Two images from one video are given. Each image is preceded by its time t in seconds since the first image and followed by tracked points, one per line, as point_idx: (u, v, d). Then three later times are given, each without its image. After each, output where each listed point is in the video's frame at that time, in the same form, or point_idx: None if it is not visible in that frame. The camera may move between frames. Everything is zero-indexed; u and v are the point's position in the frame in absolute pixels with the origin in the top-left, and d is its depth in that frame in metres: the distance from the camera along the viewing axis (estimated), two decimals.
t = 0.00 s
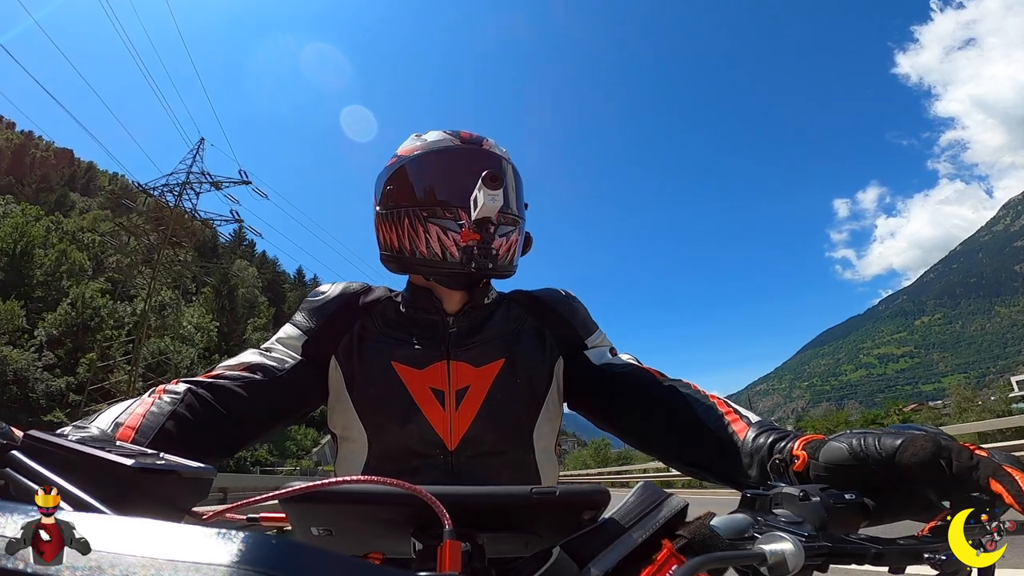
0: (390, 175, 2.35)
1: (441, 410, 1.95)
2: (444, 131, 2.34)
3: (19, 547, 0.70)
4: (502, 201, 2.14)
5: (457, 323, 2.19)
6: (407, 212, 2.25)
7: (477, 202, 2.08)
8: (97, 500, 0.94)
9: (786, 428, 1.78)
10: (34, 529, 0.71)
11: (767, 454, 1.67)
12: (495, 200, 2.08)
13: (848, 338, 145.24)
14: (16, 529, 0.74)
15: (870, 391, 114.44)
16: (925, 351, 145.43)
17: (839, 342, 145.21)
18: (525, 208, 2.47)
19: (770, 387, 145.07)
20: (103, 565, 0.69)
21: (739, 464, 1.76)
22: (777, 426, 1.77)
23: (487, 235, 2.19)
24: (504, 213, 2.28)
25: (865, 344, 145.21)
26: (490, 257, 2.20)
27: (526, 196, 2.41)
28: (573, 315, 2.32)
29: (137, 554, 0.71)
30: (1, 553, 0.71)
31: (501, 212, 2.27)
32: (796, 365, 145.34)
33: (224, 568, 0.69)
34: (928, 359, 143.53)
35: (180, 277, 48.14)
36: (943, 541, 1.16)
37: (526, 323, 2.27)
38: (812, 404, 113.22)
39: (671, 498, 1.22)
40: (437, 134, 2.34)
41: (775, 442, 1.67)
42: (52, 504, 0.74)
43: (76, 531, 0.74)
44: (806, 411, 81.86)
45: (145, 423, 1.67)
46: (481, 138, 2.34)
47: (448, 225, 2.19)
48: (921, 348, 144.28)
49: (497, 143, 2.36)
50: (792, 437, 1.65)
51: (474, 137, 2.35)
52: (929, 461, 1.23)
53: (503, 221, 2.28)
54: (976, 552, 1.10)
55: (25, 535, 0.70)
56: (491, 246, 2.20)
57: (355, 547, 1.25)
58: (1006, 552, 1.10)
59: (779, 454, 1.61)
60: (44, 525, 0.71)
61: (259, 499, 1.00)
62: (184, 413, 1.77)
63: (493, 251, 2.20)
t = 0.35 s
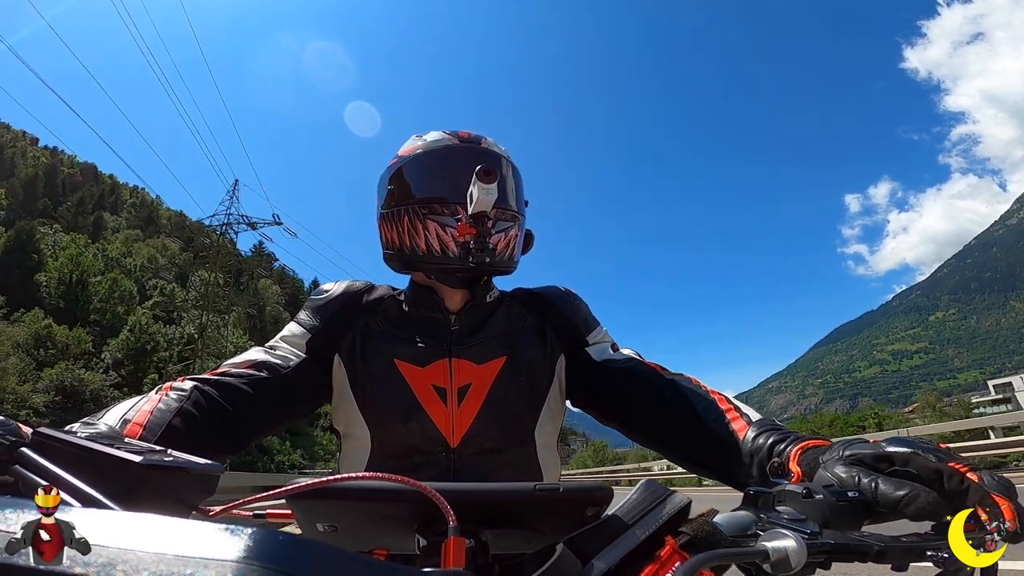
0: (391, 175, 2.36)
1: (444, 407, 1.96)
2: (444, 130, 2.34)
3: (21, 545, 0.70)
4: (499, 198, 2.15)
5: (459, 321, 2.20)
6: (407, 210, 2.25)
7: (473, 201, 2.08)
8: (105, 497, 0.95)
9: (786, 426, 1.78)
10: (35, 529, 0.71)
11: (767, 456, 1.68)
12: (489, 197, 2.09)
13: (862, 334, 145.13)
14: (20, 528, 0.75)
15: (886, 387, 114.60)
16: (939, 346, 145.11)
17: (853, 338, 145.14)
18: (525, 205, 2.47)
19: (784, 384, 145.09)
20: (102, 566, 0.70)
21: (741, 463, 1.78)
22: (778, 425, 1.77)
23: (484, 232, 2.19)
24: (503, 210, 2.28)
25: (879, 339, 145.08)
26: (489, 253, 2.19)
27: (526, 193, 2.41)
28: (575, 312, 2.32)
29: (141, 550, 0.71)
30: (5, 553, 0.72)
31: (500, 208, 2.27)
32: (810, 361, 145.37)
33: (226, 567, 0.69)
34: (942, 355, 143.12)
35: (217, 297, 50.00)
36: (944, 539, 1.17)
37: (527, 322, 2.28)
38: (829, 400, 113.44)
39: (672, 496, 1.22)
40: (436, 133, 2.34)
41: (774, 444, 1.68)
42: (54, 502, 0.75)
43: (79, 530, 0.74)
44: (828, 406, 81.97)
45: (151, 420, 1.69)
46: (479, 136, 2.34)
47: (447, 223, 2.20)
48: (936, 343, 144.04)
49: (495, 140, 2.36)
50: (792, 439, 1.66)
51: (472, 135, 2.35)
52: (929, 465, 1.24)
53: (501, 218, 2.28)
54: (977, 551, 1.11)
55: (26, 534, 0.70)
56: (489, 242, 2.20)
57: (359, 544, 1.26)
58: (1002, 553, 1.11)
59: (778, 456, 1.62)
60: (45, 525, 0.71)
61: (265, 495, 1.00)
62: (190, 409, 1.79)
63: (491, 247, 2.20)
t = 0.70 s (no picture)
0: (392, 176, 2.35)
1: (442, 408, 1.96)
2: (445, 132, 2.33)
3: (18, 546, 0.70)
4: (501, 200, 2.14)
5: (459, 322, 2.19)
6: (408, 211, 2.25)
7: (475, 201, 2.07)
8: (100, 495, 0.94)
9: (783, 431, 1.79)
10: (34, 528, 0.70)
11: (763, 461, 1.68)
12: (492, 200, 2.08)
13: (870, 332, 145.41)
14: (16, 527, 0.74)
15: (902, 383, 114.77)
16: (949, 343, 145.27)
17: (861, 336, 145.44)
18: (527, 208, 2.46)
19: (794, 382, 145.19)
20: (100, 565, 0.69)
21: (737, 467, 1.77)
22: (775, 430, 1.77)
23: (486, 234, 2.18)
24: (504, 212, 2.28)
25: (888, 337, 145.29)
26: (490, 255, 2.19)
27: (527, 196, 2.41)
28: (574, 314, 2.31)
29: (139, 552, 0.71)
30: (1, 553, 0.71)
31: (501, 210, 2.26)
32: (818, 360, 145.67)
33: (223, 568, 0.69)
34: (952, 352, 143.24)
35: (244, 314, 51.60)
36: (940, 541, 1.16)
37: (526, 323, 2.27)
38: (843, 395, 113.66)
39: (672, 498, 1.21)
40: (438, 134, 2.34)
41: (770, 449, 1.68)
42: (53, 503, 0.74)
43: (77, 531, 0.73)
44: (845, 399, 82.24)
45: (148, 418, 1.68)
46: (481, 138, 2.34)
47: (448, 225, 2.19)
48: (945, 340, 144.44)
49: (498, 142, 2.36)
50: (788, 444, 1.66)
51: (474, 137, 2.35)
52: (922, 471, 1.24)
53: (502, 220, 2.28)
54: (975, 553, 1.09)
55: (26, 534, 0.70)
56: (490, 245, 2.20)
57: (355, 545, 1.26)
58: (1006, 555, 1.10)
59: (774, 461, 1.62)
60: (44, 525, 0.71)
61: (261, 496, 0.99)
62: (187, 408, 1.78)
63: (492, 249, 2.20)
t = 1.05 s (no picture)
0: (393, 175, 2.35)
1: (441, 408, 1.96)
2: (447, 131, 2.34)
3: (17, 546, 0.69)
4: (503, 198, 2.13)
5: (458, 322, 2.19)
6: (410, 210, 2.25)
7: (477, 200, 2.07)
8: (96, 495, 0.94)
9: (784, 432, 1.79)
10: (33, 530, 0.70)
11: (763, 461, 1.69)
12: (495, 198, 2.08)
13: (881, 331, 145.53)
14: (15, 526, 0.74)
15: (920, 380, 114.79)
16: (961, 340, 145.12)
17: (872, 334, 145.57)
18: (527, 207, 2.46)
19: (805, 380, 145.16)
20: (97, 567, 0.69)
21: (738, 467, 1.78)
22: (776, 432, 1.77)
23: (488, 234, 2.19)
24: (506, 212, 2.28)
25: (899, 336, 145.27)
26: (492, 254, 2.19)
27: (528, 195, 2.42)
28: (574, 315, 2.31)
29: (139, 550, 0.70)
30: None
31: (503, 210, 2.26)
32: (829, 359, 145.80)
33: (223, 567, 0.68)
34: (965, 349, 143.10)
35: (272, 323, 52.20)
36: (939, 541, 1.17)
37: (526, 324, 2.28)
38: (858, 394, 113.79)
39: (669, 500, 1.21)
40: (440, 133, 2.34)
41: (770, 450, 1.70)
42: (53, 504, 0.73)
43: (78, 530, 0.73)
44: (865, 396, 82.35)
45: (146, 417, 1.67)
46: (483, 137, 2.34)
47: (449, 224, 2.19)
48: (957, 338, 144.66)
49: (500, 141, 2.36)
50: (788, 445, 1.67)
51: (475, 137, 2.35)
52: (921, 473, 1.24)
53: (504, 220, 2.28)
54: (973, 554, 1.09)
55: (25, 535, 0.69)
56: (492, 245, 2.20)
57: (353, 545, 1.25)
58: (1002, 555, 1.10)
59: (774, 461, 1.64)
60: (44, 525, 0.70)
61: (257, 495, 1.00)
62: (185, 407, 1.78)
63: (494, 249, 2.20)
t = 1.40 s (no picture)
0: (395, 177, 2.35)
1: (441, 410, 1.96)
2: (449, 133, 2.33)
3: (18, 547, 0.69)
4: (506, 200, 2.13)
5: (459, 324, 2.19)
6: (412, 211, 2.24)
7: (482, 200, 2.07)
8: (95, 499, 0.94)
9: (785, 434, 1.79)
10: (32, 530, 0.70)
11: (764, 461, 1.69)
12: (499, 199, 2.07)
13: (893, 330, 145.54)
14: (15, 528, 0.74)
15: (936, 379, 114.77)
16: (975, 338, 144.96)
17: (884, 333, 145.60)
18: (529, 209, 2.46)
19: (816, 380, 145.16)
20: (95, 568, 0.68)
21: (739, 467, 1.78)
22: (776, 432, 1.77)
23: (491, 234, 2.18)
24: (508, 212, 2.28)
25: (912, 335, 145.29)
26: (495, 256, 2.19)
27: (529, 196, 2.41)
28: (574, 317, 2.31)
29: (136, 553, 0.70)
30: None
31: (505, 211, 2.26)
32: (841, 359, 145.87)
33: (222, 568, 0.68)
34: (979, 347, 142.90)
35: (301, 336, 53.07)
36: (940, 540, 1.17)
37: (526, 326, 2.28)
38: (876, 393, 113.83)
39: (669, 500, 1.21)
40: (441, 136, 2.34)
41: (770, 450, 1.69)
42: (53, 504, 0.74)
43: (77, 532, 0.73)
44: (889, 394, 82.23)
45: (143, 420, 1.66)
46: (484, 140, 2.34)
47: (452, 223, 2.18)
48: (971, 336, 144.56)
49: (501, 144, 2.36)
50: (788, 445, 1.67)
51: (477, 139, 2.35)
52: (919, 472, 1.24)
53: (506, 221, 2.28)
54: (976, 554, 1.09)
55: (25, 535, 0.69)
56: (495, 246, 2.20)
57: (353, 548, 1.25)
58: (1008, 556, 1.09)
59: (774, 462, 1.63)
60: (44, 526, 0.71)
61: (257, 499, 0.99)
62: (183, 408, 1.77)
63: (497, 249, 2.20)
